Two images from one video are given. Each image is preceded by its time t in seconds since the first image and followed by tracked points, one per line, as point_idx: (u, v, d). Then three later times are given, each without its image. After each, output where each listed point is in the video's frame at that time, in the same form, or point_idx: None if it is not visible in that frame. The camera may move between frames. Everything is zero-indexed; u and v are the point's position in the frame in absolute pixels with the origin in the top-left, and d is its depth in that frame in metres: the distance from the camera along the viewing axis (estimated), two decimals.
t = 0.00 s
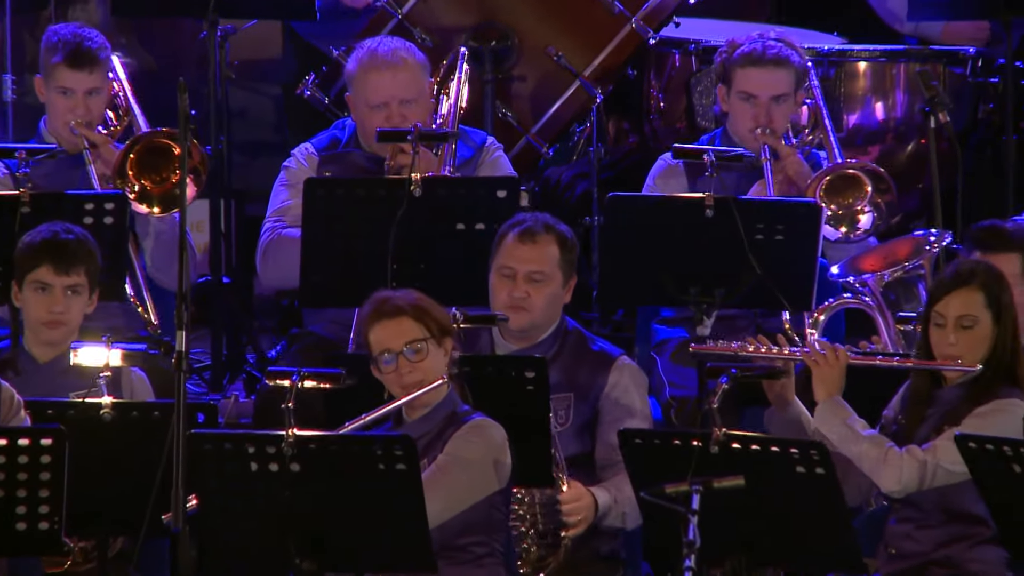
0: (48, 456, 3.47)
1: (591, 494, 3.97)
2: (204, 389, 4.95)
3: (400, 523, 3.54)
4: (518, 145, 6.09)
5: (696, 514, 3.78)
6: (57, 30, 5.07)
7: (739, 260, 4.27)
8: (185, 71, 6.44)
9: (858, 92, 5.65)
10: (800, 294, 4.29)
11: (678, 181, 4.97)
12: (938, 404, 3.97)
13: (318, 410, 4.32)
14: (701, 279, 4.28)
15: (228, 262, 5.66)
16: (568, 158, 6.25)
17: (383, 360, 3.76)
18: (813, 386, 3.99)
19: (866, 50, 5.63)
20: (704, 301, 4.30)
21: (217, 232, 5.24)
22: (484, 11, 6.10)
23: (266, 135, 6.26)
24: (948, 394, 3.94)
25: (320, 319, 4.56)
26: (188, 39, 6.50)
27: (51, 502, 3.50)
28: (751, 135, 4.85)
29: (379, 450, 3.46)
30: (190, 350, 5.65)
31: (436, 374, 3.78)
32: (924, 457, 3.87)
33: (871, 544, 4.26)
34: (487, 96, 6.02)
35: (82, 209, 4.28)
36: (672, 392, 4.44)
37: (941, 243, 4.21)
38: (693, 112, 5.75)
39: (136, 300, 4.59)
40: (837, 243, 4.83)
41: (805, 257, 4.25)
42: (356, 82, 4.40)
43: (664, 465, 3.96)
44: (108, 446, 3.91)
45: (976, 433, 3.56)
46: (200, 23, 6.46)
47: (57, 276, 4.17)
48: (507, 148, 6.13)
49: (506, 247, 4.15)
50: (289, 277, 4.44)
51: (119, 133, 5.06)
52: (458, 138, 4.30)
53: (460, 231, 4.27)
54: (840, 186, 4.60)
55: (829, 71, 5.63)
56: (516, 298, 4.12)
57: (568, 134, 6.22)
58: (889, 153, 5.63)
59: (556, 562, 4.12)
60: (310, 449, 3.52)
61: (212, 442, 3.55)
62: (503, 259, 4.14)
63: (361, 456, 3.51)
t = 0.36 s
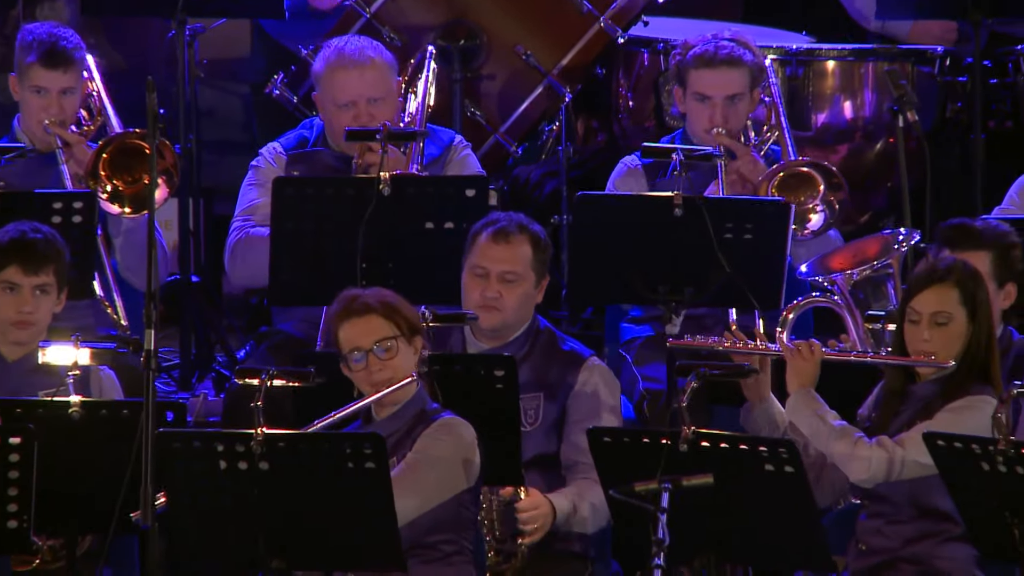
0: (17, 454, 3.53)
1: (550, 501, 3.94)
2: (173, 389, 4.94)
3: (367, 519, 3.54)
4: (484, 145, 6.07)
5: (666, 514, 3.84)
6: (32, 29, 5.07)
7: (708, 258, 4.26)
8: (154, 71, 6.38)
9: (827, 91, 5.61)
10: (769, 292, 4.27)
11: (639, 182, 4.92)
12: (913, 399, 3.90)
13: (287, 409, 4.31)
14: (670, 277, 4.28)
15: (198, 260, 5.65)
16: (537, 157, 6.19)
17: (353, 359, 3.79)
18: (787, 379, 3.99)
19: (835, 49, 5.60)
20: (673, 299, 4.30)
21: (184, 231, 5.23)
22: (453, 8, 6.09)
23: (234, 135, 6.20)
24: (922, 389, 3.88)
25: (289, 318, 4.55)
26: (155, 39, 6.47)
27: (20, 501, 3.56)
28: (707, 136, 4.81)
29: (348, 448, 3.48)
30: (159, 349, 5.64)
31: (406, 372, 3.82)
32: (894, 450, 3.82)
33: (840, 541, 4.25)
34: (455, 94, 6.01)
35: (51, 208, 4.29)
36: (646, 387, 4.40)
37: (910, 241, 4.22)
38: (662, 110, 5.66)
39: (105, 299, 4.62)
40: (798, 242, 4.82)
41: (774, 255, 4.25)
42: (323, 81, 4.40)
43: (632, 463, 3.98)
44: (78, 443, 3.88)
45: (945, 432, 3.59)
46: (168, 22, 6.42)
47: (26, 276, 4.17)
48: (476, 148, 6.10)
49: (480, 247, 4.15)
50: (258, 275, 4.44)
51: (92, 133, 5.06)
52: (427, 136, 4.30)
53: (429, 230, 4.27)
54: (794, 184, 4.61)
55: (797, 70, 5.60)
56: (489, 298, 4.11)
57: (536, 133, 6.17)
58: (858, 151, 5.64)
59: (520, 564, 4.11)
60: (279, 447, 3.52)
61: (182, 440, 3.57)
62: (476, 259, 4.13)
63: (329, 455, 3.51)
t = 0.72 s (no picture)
0: None
1: (522, 497, 3.94)
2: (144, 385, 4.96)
3: (336, 514, 3.54)
4: (456, 141, 6.01)
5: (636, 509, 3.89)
6: (6, 22, 5.05)
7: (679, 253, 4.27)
8: (125, 66, 6.40)
9: (798, 86, 5.63)
10: (739, 287, 4.27)
11: (600, 180, 4.84)
12: (881, 396, 3.86)
13: (258, 404, 4.31)
14: (641, 272, 4.28)
15: (169, 256, 5.66)
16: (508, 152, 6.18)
17: (336, 354, 3.80)
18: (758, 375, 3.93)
19: (805, 43, 5.61)
20: (644, 294, 4.30)
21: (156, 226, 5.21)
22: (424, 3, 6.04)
23: (203, 130, 6.23)
24: (891, 387, 3.83)
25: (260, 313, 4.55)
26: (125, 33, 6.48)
27: None
28: (665, 134, 4.73)
29: (319, 444, 3.47)
30: (129, 345, 5.64)
31: (388, 370, 3.83)
32: (865, 449, 3.76)
33: (811, 538, 4.25)
34: (426, 90, 6.01)
35: (21, 203, 4.28)
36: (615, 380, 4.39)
37: (880, 236, 4.23)
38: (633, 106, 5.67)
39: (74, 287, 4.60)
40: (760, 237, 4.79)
41: (746, 250, 4.24)
42: (294, 76, 4.39)
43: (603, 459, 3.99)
44: (50, 438, 3.86)
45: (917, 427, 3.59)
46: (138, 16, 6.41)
47: None
48: (447, 143, 6.06)
49: (449, 243, 4.15)
50: (229, 271, 4.44)
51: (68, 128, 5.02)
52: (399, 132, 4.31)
53: (400, 225, 4.26)
54: (749, 178, 4.60)
55: (769, 65, 5.62)
56: (460, 294, 4.11)
57: (507, 127, 6.13)
58: (829, 146, 5.64)
59: (491, 560, 4.12)
60: (249, 443, 3.52)
61: (152, 436, 3.56)
62: (446, 256, 4.12)
63: (300, 451, 3.51)
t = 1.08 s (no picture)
0: None
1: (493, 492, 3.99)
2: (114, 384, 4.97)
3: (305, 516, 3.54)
4: (428, 141, 6.05)
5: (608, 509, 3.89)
6: None
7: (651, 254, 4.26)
8: (95, 65, 6.43)
9: (769, 86, 5.61)
10: (710, 287, 4.28)
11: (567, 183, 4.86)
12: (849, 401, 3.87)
13: (231, 404, 4.32)
14: (613, 273, 4.28)
15: (141, 256, 5.68)
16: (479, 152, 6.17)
17: (319, 355, 3.83)
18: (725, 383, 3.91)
19: (776, 43, 5.58)
20: (615, 294, 4.30)
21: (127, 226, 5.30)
22: (396, 4, 6.10)
23: (174, 129, 6.39)
24: (857, 392, 3.84)
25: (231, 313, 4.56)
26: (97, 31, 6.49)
27: None
28: (631, 135, 4.78)
29: (291, 444, 3.47)
30: (100, 344, 5.66)
31: (371, 374, 3.85)
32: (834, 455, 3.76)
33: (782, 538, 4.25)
34: (398, 90, 6.05)
35: None
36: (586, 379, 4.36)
37: (849, 236, 4.21)
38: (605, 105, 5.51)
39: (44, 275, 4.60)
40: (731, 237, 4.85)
41: (717, 250, 4.25)
42: (266, 76, 4.39)
43: (574, 458, 4.00)
44: (21, 438, 3.85)
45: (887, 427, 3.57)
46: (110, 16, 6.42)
47: None
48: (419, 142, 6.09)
49: (409, 243, 4.16)
50: (200, 270, 4.44)
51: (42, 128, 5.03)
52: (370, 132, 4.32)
53: (372, 225, 4.27)
54: (717, 178, 4.64)
55: (740, 65, 5.59)
56: (423, 293, 4.12)
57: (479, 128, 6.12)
58: (800, 147, 5.64)
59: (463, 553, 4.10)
60: (221, 443, 3.52)
61: (123, 436, 3.56)
62: (408, 255, 4.13)
63: (272, 451, 3.51)
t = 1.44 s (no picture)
0: None
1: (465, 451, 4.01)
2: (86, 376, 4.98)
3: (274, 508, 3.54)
4: (400, 131, 6.11)
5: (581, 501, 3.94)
6: None
7: (624, 245, 4.25)
8: (67, 57, 6.44)
9: (742, 78, 5.61)
10: (683, 279, 4.27)
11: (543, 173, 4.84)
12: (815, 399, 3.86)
13: (203, 396, 4.33)
14: (585, 264, 4.28)
15: (112, 249, 5.69)
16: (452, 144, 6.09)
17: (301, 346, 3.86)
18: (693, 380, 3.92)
19: (749, 35, 5.60)
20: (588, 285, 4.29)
21: (99, 218, 5.32)
22: None
23: (149, 121, 6.30)
24: (824, 388, 3.84)
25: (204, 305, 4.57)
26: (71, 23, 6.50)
27: None
28: (607, 125, 4.77)
29: (263, 436, 3.46)
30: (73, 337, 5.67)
31: (352, 366, 3.89)
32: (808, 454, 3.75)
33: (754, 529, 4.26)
34: (371, 82, 6.10)
35: None
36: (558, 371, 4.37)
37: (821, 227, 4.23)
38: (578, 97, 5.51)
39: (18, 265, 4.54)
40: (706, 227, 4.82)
41: (690, 241, 4.24)
42: (239, 67, 4.39)
43: (546, 451, 4.00)
44: None
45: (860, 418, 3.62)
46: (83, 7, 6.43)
47: None
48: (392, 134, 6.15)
49: (383, 232, 4.18)
50: (173, 261, 4.44)
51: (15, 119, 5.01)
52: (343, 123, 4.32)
53: (345, 217, 4.26)
54: (696, 167, 4.60)
55: (712, 57, 5.59)
56: (397, 283, 4.15)
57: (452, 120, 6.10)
58: (772, 138, 5.65)
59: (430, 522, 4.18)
60: (193, 434, 3.52)
61: (95, 427, 3.55)
62: (381, 244, 4.16)
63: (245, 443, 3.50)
